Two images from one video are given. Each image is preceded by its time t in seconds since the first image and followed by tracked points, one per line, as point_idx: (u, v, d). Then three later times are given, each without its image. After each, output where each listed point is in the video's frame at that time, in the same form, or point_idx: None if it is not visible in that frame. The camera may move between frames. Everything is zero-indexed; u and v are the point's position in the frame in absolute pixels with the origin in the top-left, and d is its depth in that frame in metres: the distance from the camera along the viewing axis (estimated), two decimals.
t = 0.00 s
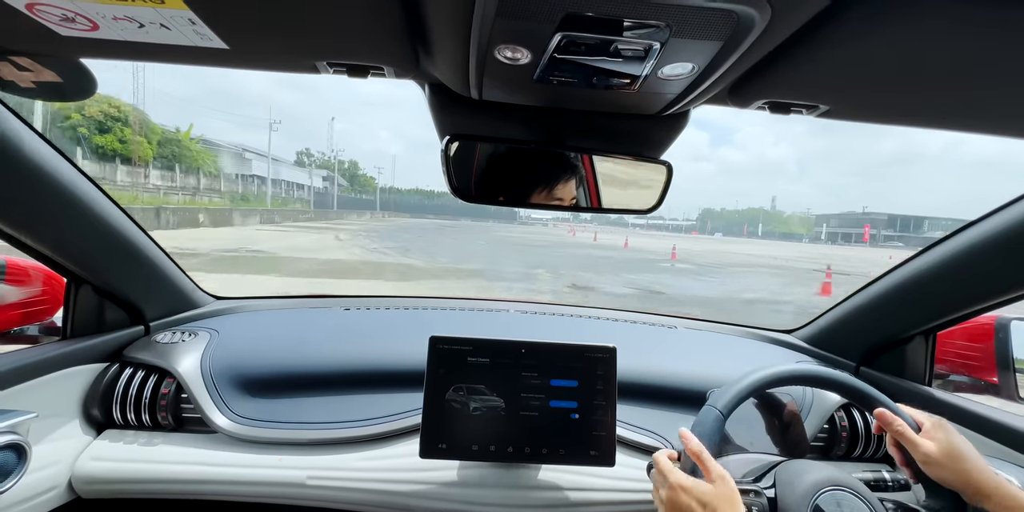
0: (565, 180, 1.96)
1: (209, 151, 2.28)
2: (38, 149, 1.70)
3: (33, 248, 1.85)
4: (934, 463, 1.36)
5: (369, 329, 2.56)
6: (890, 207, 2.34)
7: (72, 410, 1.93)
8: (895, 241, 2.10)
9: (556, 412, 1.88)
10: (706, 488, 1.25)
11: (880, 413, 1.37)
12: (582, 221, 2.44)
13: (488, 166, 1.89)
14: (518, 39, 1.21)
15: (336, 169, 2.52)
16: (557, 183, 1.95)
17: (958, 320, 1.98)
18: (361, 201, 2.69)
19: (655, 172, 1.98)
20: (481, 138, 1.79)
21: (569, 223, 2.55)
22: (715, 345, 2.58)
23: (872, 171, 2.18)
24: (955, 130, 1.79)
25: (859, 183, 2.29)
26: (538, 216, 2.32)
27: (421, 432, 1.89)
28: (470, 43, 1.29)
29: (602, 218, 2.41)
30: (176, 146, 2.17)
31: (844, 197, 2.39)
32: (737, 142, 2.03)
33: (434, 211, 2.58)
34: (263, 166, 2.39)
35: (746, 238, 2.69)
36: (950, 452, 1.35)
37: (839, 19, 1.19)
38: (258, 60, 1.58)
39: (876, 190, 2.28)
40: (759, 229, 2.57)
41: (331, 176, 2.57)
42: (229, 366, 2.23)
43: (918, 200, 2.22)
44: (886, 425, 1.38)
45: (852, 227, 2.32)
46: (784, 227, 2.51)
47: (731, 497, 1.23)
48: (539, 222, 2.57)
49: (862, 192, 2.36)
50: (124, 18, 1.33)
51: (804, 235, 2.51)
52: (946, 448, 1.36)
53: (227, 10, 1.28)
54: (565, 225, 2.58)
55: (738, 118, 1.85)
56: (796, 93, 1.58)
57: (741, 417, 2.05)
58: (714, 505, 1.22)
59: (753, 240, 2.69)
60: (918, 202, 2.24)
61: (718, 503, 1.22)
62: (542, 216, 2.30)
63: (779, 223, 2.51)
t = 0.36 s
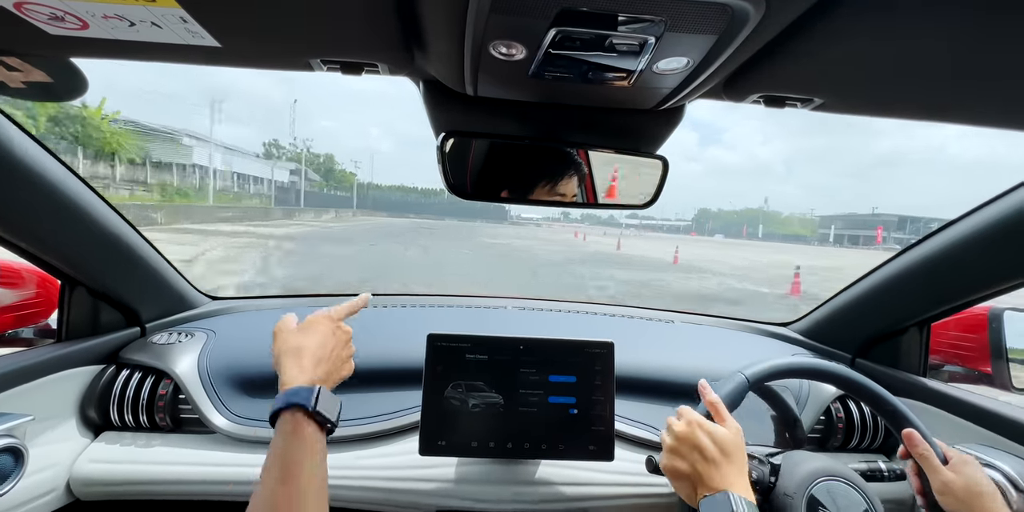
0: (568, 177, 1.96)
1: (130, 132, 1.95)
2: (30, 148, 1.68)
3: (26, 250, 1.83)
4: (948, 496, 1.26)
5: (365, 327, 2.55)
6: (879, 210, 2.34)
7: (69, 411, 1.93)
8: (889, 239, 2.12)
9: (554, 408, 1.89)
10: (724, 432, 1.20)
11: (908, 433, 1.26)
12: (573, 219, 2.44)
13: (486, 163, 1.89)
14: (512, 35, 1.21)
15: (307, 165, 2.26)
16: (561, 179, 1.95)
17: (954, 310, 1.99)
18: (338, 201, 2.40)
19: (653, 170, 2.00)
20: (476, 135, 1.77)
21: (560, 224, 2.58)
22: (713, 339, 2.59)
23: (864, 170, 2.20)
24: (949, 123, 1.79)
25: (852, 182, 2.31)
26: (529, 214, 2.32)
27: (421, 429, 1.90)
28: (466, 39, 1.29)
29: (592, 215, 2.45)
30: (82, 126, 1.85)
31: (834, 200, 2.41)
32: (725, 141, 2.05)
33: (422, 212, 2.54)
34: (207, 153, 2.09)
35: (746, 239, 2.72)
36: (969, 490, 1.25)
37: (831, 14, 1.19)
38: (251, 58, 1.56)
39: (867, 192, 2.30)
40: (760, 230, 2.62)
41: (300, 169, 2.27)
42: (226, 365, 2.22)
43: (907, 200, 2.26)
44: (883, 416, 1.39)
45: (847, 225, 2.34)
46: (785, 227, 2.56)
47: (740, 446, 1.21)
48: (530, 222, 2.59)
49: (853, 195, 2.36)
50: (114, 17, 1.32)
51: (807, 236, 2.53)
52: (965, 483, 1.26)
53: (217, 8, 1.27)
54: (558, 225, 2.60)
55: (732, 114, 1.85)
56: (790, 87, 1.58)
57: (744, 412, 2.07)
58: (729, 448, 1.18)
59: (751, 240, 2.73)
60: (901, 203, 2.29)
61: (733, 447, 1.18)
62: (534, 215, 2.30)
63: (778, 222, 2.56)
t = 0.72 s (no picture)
0: (571, 179, 1.96)
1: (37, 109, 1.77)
2: (37, 153, 1.70)
3: (35, 255, 1.85)
4: None
5: (371, 330, 2.55)
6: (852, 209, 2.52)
7: (79, 415, 1.94)
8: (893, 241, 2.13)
9: (560, 410, 1.89)
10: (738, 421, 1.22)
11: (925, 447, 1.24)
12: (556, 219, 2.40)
13: (490, 166, 1.90)
14: (516, 38, 1.21)
15: (259, 154, 2.19)
16: (562, 181, 1.95)
17: (964, 311, 1.97)
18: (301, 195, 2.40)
19: (657, 172, 1.99)
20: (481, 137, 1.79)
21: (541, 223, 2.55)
22: (718, 340, 2.57)
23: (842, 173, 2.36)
24: (957, 121, 1.78)
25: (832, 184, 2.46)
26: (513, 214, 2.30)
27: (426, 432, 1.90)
28: (469, 43, 1.29)
29: (577, 216, 2.38)
30: None
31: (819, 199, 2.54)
32: (713, 141, 2.03)
33: (389, 208, 2.60)
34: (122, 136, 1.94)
35: (738, 240, 2.72)
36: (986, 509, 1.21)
37: (838, 12, 1.18)
38: (256, 63, 1.57)
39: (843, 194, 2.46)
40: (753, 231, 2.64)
41: (253, 159, 2.19)
42: (233, 368, 2.23)
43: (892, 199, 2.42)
44: (893, 419, 1.37)
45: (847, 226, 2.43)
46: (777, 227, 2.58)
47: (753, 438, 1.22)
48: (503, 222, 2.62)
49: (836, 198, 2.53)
50: (121, 24, 1.33)
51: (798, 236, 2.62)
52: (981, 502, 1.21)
53: (222, 15, 1.28)
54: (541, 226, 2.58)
55: (737, 114, 1.84)
56: (795, 87, 1.57)
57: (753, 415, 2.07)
58: (741, 435, 1.19)
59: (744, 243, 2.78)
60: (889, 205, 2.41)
61: (745, 436, 1.20)
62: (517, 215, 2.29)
63: (771, 223, 2.58)
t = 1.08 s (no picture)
0: (573, 175, 1.95)
1: None
2: (43, 150, 1.71)
3: (42, 251, 1.86)
4: None
5: (374, 326, 2.56)
6: (807, 209, 2.64)
7: (85, 410, 1.96)
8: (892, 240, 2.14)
9: (562, 407, 1.89)
10: (746, 414, 1.24)
11: (933, 448, 1.25)
12: (539, 217, 2.39)
13: (492, 163, 1.90)
14: (518, 34, 1.21)
15: (193, 142, 2.07)
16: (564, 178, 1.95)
17: (968, 308, 1.96)
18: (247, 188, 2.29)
19: (660, 168, 1.99)
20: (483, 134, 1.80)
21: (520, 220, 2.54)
22: (720, 337, 2.57)
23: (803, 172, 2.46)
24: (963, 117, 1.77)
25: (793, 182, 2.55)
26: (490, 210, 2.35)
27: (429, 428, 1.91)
28: (472, 39, 1.29)
29: (554, 213, 2.32)
30: None
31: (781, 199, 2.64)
32: (716, 137, 2.03)
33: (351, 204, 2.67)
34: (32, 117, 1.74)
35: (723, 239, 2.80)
36: None
37: (843, 8, 1.18)
38: (259, 60, 1.58)
39: (802, 193, 2.58)
40: (737, 231, 2.78)
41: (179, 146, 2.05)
42: (238, 364, 2.24)
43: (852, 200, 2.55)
44: (897, 416, 1.37)
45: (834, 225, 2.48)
46: (761, 227, 2.65)
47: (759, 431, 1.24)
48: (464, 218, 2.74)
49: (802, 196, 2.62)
50: (125, 20, 1.34)
51: (785, 236, 2.67)
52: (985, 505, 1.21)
53: (227, 12, 1.29)
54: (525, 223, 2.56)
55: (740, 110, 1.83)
56: (798, 83, 1.57)
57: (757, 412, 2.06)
58: (748, 428, 1.21)
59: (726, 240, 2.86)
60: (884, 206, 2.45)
61: (752, 429, 1.21)
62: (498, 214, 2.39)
63: (755, 223, 2.68)
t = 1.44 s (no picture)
0: (574, 177, 1.95)
1: None
2: (45, 147, 1.71)
3: (42, 248, 1.87)
4: None
5: (373, 326, 2.56)
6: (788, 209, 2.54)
7: (84, 407, 1.95)
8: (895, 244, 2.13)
9: (561, 408, 1.89)
10: (745, 418, 1.24)
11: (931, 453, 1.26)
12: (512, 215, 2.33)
13: (492, 164, 1.89)
14: (521, 35, 1.21)
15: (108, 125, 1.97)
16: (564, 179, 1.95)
17: (967, 313, 1.96)
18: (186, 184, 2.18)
19: (661, 170, 1.98)
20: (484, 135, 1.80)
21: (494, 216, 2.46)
22: (719, 340, 2.57)
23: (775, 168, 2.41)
24: (964, 121, 1.77)
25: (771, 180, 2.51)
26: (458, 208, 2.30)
27: (427, 428, 1.90)
28: (473, 40, 1.30)
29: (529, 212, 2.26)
30: None
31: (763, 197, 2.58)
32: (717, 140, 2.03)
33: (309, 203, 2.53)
34: None
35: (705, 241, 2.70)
36: None
37: (844, 12, 1.18)
38: (260, 59, 1.58)
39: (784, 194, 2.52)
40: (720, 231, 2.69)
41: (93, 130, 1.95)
42: (237, 363, 2.24)
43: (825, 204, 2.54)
44: (896, 420, 1.37)
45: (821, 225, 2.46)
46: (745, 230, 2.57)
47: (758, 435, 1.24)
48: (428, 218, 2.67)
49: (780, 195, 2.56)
50: (127, 18, 1.34)
51: (768, 235, 2.63)
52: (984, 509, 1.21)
53: (228, 11, 1.29)
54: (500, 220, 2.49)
55: (742, 112, 1.84)
56: (800, 87, 1.57)
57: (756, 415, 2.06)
58: (747, 431, 1.21)
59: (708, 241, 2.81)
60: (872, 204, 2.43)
61: (751, 433, 1.21)
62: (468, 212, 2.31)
63: (738, 223, 2.64)
